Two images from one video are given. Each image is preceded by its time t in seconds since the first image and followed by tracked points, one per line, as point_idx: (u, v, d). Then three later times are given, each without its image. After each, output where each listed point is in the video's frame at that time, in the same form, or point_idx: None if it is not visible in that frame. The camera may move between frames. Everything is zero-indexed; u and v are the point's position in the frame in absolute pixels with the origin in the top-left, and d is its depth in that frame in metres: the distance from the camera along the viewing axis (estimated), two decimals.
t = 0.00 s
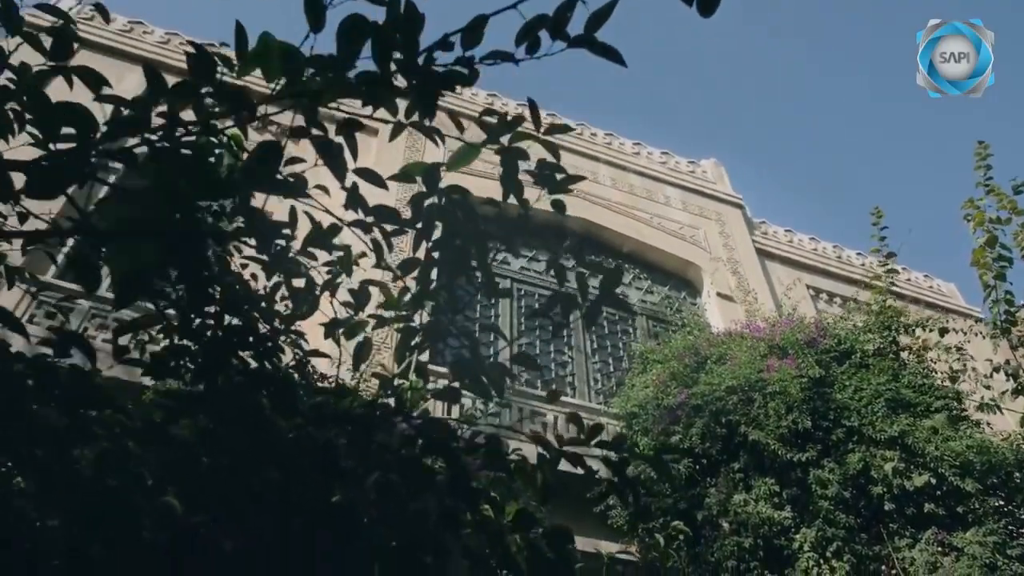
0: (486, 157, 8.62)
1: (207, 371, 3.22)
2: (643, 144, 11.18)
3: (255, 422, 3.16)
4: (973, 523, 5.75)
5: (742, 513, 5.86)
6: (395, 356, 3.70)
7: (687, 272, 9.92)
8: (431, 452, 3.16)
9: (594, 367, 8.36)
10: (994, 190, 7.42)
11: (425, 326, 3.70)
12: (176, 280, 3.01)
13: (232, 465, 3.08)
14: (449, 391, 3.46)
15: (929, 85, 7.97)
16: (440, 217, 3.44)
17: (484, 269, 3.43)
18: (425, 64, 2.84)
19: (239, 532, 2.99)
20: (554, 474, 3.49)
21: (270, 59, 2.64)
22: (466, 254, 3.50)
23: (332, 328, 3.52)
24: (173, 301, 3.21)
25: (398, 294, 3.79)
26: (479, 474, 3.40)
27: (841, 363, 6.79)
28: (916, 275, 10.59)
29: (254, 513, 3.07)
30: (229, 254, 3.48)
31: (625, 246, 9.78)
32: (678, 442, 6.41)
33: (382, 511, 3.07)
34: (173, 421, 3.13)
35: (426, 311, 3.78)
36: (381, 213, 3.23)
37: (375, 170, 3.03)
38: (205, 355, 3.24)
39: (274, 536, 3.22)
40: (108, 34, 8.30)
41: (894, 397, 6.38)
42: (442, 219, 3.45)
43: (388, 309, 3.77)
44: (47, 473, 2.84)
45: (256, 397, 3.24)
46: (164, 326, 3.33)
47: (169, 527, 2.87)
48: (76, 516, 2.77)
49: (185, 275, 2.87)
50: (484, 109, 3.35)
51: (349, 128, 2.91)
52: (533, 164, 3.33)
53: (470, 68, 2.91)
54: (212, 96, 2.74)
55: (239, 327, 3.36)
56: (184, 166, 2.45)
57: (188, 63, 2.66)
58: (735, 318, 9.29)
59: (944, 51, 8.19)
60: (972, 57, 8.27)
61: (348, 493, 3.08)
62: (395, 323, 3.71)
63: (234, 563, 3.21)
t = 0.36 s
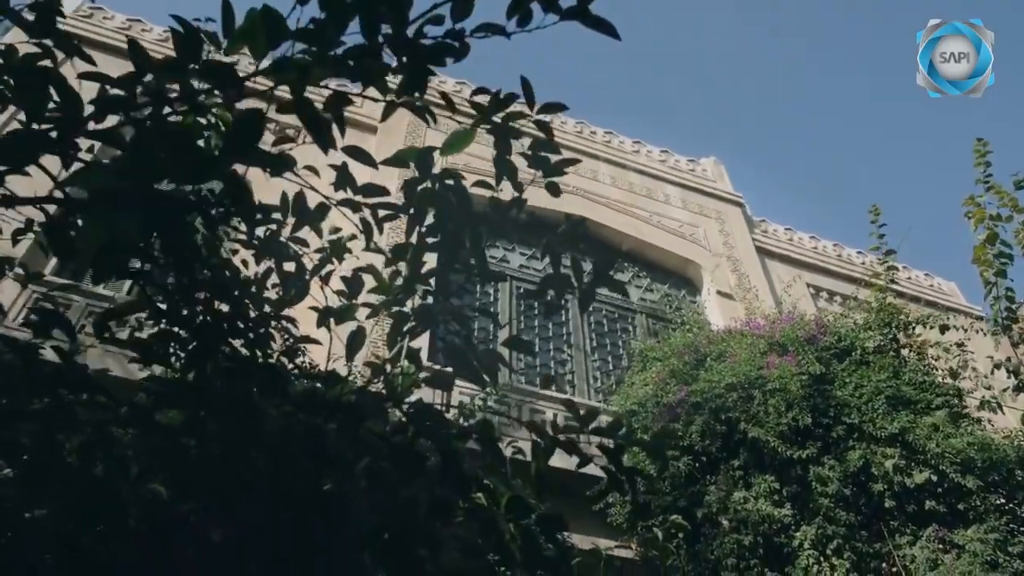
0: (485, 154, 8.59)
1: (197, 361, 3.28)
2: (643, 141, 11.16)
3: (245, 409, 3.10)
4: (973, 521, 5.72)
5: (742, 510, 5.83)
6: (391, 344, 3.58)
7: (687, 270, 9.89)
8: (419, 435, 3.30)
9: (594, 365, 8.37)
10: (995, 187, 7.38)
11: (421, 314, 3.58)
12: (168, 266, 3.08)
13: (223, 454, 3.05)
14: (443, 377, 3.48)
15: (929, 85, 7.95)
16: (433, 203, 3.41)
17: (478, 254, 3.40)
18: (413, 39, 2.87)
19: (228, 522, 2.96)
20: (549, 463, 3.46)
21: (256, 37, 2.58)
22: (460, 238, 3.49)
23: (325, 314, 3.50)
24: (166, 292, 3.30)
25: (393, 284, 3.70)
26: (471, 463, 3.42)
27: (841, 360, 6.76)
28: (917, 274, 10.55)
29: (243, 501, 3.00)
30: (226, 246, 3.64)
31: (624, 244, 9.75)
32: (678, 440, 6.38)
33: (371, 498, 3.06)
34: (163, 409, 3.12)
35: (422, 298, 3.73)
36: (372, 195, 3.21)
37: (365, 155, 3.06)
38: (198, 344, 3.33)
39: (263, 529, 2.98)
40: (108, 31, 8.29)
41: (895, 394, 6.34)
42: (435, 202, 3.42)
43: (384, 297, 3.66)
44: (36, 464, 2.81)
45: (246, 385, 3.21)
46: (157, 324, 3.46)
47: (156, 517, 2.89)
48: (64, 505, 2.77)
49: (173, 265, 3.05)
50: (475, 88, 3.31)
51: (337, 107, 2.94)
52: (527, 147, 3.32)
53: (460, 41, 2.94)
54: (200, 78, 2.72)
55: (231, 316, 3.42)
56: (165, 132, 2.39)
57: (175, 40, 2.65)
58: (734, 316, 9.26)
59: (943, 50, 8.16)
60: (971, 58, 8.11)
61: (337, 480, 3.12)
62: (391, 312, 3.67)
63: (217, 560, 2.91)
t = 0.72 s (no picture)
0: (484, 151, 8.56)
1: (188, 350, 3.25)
2: (643, 140, 11.13)
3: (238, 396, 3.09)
4: (975, 519, 5.69)
5: (742, 509, 5.81)
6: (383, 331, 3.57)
7: (687, 269, 9.86)
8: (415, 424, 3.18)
9: (593, 363, 8.34)
10: (995, 185, 7.35)
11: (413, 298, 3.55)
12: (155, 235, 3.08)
13: (215, 440, 3.00)
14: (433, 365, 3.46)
15: (929, 84, 7.94)
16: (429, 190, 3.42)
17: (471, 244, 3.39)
18: (404, 15, 2.89)
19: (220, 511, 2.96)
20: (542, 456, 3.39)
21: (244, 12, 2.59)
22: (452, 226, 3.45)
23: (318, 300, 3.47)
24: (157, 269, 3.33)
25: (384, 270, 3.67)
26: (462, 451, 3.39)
27: (841, 358, 6.72)
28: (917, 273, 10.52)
29: (235, 489, 2.98)
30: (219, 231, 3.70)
31: (624, 243, 9.71)
32: (678, 438, 6.33)
33: (363, 484, 3.07)
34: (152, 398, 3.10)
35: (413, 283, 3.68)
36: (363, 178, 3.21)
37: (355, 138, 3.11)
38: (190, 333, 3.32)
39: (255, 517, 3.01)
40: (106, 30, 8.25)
41: (896, 392, 6.29)
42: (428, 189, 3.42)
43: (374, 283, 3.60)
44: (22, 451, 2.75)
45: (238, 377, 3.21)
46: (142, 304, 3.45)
47: (146, 509, 2.89)
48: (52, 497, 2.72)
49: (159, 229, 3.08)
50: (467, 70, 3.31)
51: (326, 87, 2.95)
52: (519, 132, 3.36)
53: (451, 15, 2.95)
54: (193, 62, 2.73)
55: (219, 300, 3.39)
56: (163, 116, 2.49)
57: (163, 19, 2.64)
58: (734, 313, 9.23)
59: (944, 50, 8.14)
60: (973, 55, 8.15)
61: (328, 468, 3.12)
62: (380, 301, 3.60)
63: (212, 547, 2.95)
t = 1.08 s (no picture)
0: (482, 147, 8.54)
1: (178, 338, 3.23)
2: (643, 139, 11.11)
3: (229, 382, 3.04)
4: (976, 516, 5.66)
5: (743, 507, 5.79)
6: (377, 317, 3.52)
7: (688, 267, 9.83)
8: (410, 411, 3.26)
9: (593, 360, 8.33)
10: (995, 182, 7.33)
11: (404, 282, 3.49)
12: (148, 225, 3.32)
13: (206, 427, 2.95)
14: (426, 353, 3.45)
15: (929, 85, 7.91)
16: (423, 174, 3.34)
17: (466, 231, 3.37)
18: None
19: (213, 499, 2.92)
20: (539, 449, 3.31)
21: None
22: (447, 216, 3.39)
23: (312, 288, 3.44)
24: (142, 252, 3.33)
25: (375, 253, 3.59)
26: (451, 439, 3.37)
27: (842, 355, 6.69)
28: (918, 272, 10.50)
29: (227, 477, 2.92)
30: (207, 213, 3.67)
31: (625, 241, 9.69)
32: (678, 436, 6.32)
33: (354, 471, 3.10)
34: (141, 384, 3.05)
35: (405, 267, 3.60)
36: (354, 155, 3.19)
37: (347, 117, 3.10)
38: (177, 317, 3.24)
39: (247, 507, 2.91)
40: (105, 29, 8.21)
41: (897, 389, 6.27)
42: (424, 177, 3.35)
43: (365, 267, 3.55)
44: (10, 441, 2.73)
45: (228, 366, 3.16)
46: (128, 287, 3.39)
47: (137, 498, 2.87)
48: (45, 487, 2.76)
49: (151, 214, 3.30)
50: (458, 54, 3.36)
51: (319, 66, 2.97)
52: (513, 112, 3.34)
53: None
54: (182, 42, 2.70)
55: (208, 284, 3.38)
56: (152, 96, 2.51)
57: None
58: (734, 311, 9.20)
59: (943, 50, 8.11)
60: (973, 57, 8.06)
61: (322, 458, 3.13)
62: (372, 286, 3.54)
63: (203, 537, 2.88)
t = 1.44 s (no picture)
0: (481, 142, 8.50)
1: (167, 324, 3.18)
2: (643, 137, 11.08)
3: (217, 367, 3.05)
4: (979, 513, 5.62)
5: (744, 504, 5.77)
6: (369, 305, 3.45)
7: (688, 265, 9.81)
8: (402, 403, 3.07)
9: (592, 358, 8.31)
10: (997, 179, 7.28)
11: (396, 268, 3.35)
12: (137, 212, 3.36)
13: (195, 412, 2.96)
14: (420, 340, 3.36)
15: (930, 85, 7.87)
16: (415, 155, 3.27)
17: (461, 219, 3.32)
18: None
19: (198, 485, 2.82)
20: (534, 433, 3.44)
21: None
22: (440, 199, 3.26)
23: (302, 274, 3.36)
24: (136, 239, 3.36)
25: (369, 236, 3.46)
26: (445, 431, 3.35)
27: (843, 353, 6.66)
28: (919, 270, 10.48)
29: (216, 463, 2.93)
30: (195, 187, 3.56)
31: (625, 240, 9.66)
32: (678, 433, 6.29)
33: (342, 456, 3.08)
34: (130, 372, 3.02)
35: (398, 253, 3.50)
36: (343, 133, 3.15)
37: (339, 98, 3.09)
38: (166, 303, 3.23)
39: (236, 493, 2.85)
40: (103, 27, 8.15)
41: (898, 386, 6.24)
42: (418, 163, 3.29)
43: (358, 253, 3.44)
44: None
45: (217, 353, 3.12)
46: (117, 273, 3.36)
47: (127, 487, 2.79)
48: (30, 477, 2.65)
49: (140, 199, 3.34)
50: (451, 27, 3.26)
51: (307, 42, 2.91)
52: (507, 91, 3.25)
53: None
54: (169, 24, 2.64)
55: (196, 268, 3.35)
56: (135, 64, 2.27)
57: None
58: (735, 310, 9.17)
59: (944, 50, 8.06)
60: (972, 57, 8.00)
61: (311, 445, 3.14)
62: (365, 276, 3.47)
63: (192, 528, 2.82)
